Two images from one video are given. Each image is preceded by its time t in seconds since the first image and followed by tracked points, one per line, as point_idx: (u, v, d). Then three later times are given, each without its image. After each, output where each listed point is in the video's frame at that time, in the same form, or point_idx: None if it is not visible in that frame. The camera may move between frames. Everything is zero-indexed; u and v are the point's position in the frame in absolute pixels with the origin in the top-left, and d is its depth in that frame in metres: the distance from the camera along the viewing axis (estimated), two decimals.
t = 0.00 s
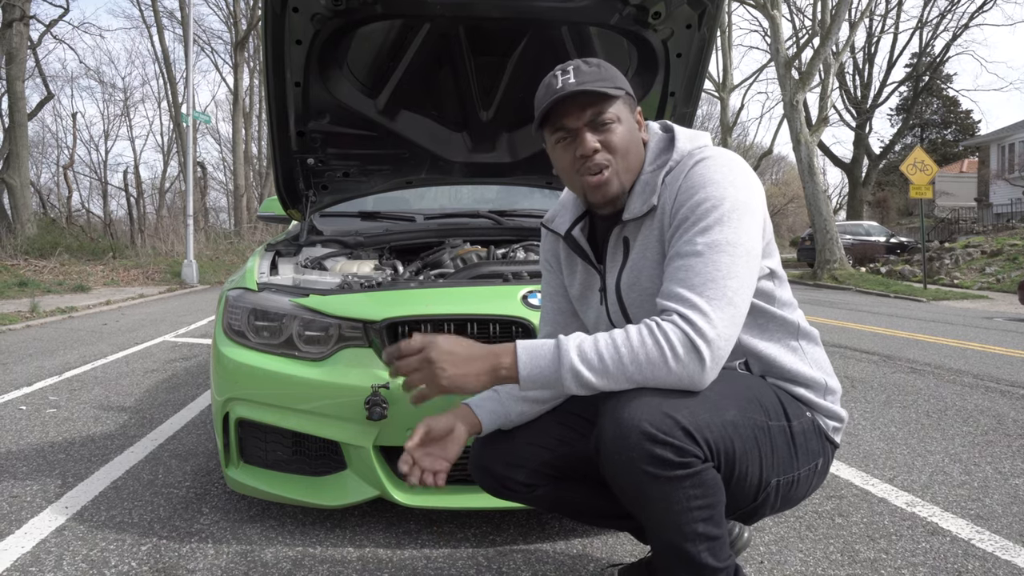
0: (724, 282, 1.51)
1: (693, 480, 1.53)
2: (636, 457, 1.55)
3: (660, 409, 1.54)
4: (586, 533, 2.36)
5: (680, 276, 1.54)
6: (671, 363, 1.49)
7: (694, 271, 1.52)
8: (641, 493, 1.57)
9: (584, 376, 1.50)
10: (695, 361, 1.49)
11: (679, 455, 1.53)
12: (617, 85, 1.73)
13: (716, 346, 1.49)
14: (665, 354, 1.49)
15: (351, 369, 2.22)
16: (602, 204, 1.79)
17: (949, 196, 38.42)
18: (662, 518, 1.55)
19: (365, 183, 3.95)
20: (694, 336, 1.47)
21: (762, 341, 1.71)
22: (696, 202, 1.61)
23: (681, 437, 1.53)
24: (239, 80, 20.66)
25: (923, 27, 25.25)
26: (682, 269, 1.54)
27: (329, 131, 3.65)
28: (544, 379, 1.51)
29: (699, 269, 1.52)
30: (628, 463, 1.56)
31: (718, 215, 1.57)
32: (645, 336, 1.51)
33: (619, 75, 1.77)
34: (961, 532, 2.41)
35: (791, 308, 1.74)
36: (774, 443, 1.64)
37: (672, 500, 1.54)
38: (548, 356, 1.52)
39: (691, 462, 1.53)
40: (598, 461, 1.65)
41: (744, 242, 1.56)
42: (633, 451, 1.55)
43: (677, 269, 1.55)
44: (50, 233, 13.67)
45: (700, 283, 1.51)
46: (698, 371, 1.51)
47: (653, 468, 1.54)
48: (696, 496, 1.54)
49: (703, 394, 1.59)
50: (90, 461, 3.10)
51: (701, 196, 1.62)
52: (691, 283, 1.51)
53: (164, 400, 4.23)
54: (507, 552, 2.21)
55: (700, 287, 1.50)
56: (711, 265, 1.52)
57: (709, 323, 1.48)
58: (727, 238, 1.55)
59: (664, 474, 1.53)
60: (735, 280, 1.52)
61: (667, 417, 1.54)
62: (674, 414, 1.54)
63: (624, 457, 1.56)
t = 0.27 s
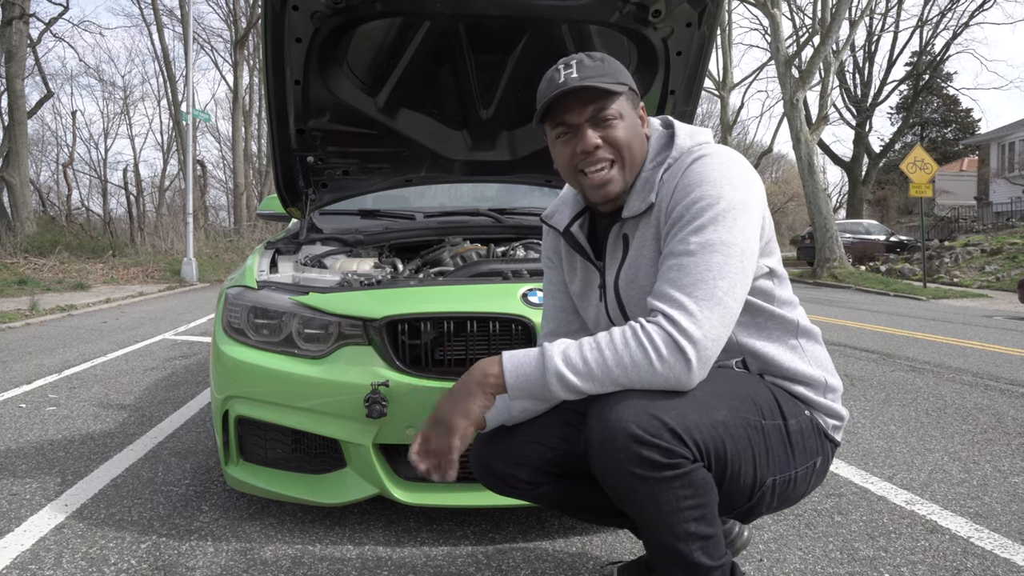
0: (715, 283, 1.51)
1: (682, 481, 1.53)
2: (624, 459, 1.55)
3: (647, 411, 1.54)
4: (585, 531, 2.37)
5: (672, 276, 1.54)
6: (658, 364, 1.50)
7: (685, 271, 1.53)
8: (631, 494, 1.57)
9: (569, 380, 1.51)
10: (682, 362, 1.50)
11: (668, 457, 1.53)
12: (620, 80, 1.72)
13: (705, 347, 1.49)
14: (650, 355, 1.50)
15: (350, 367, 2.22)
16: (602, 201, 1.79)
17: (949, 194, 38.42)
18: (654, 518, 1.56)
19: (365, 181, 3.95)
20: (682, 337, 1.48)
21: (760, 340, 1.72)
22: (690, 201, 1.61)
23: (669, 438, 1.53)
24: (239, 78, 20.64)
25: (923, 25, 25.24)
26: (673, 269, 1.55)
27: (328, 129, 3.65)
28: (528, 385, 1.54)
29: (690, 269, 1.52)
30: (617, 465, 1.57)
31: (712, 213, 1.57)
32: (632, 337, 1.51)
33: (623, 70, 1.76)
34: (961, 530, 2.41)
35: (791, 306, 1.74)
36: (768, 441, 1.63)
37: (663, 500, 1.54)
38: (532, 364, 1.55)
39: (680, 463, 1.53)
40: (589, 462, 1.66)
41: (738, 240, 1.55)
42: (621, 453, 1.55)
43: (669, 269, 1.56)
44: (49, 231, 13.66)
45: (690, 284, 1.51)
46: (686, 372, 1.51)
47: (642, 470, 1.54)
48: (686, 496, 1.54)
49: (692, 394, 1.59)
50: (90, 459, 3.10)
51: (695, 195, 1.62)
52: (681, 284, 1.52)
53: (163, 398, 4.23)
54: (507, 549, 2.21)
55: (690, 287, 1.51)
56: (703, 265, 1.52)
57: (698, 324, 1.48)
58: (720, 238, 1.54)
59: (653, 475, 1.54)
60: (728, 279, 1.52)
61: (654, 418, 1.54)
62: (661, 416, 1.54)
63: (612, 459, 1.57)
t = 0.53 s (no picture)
0: (724, 284, 1.50)
1: (689, 482, 1.53)
2: (632, 460, 1.55)
3: (655, 411, 1.54)
4: (586, 531, 2.36)
5: (680, 277, 1.53)
6: (665, 365, 1.49)
7: (693, 271, 1.52)
8: (636, 495, 1.57)
9: (576, 381, 1.50)
10: (689, 363, 1.49)
11: (675, 458, 1.53)
12: (628, 75, 1.71)
13: (712, 348, 1.49)
14: (658, 355, 1.49)
15: (351, 368, 2.21)
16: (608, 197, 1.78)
17: (950, 193, 38.37)
18: (660, 520, 1.55)
19: (366, 181, 3.95)
20: (689, 338, 1.47)
21: (762, 341, 1.71)
22: (699, 200, 1.61)
23: (676, 439, 1.53)
24: (239, 78, 20.65)
25: (923, 24, 25.22)
26: (681, 270, 1.54)
27: (329, 129, 3.64)
28: (535, 385, 1.52)
29: (698, 269, 1.52)
30: (624, 466, 1.56)
31: (721, 213, 1.57)
32: (639, 337, 1.51)
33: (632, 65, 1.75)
34: (962, 529, 2.41)
35: (793, 306, 1.74)
36: (772, 441, 1.63)
37: (669, 502, 1.54)
38: (540, 361, 1.53)
39: (687, 465, 1.53)
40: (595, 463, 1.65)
41: (746, 241, 1.55)
42: (628, 454, 1.55)
43: (676, 269, 1.55)
44: (50, 231, 13.67)
45: (698, 284, 1.50)
46: (693, 373, 1.50)
47: (649, 471, 1.54)
48: (692, 497, 1.54)
49: (699, 394, 1.58)
50: (90, 459, 3.10)
51: (704, 195, 1.61)
52: (689, 284, 1.51)
53: (164, 398, 4.23)
54: (508, 549, 2.21)
55: (698, 288, 1.50)
56: (711, 265, 1.51)
57: (705, 325, 1.48)
58: (728, 238, 1.54)
59: (660, 477, 1.53)
60: (735, 280, 1.51)
61: (662, 419, 1.53)
62: (669, 417, 1.54)
63: (619, 460, 1.56)
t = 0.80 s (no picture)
0: (733, 283, 1.50)
1: (694, 480, 1.53)
2: (637, 457, 1.55)
3: (661, 409, 1.54)
4: (586, 529, 2.36)
5: (689, 274, 1.53)
6: (673, 363, 1.50)
7: (702, 269, 1.52)
8: (641, 493, 1.57)
9: (584, 375, 1.52)
10: (696, 361, 1.49)
11: (681, 455, 1.53)
12: (631, 76, 1.70)
13: (720, 347, 1.49)
14: (667, 352, 1.49)
15: (351, 366, 2.21)
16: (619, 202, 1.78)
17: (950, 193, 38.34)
18: (665, 517, 1.55)
19: (365, 180, 3.95)
20: (698, 336, 1.47)
21: (764, 339, 1.71)
22: (708, 198, 1.61)
23: (682, 437, 1.53)
24: (239, 77, 20.62)
25: (923, 23, 25.21)
26: (690, 267, 1.54)
27: (329, 128, 3.64)
28: (543, 379, 1.53)
29: (707, 267, 1.52)
30: (629, 463, 1.56)
31: (730, 212, 1.57)
32: (648, 334, 1.51)
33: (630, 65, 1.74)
34: (962, 528, 2.41)
35: (795, 304, 1.74)
36: (776, 439, 1.63)
37: (674, 500, 1.54)
38: (549, 356, 1.54)
39: (692, 462, 1.53)
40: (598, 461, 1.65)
41: (755, 240, 1.55)
42: (633, 451, 1.55)
43: (685, 267, 1.55)
44: (50, 230, 13.66)
45: (708, 282, 1.50)
46: (700, 372, 1.51)
47: (654, 469, 1.54)
48: (697, 495, 1.54)
49: (705, 392, 1.59)
50: (90, 457, 3.10)
51: (713, 193, 1.61)
52: (698, 282, 1.51)
53: (164, 397, 4.23)
54: (508, 548, 2.21)
55: (708, 286, 1.50)
56: (720, 264, 1.51)
57: (714, 323, 1.48)
58: (738, 237, 1.54)
59: (665, 474, 1.53)
60: (744, 279, 1.51)
61: (668, 417, 1.53)
62: (676, 414, 1.54)
63: (624, 458, 1.56)
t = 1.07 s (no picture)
0: (730, 281, 1.50)
1: (692, 479, 1.53)
2: (635, 456, 1.55)
3: (659, 408, 1.54)
4: (587, 528, 2.36)
5: (686, 273, 1.53)
6: (671, 360, 1.50)
7: (700, 268, 1.52)
8: (639, 491, 1.57)
9: (582, 375, 1.52)
10: (694, 359, 1.49)
11: (679, 454, 1.53)
12: (632, 72, 1.70)
13: (717, 345, 1.49)
14: (664, 350, 1.49)
15: (352, 365, 2.21)
16: (613, 195, 1.78)
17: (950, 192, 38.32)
18: (663, 516, 1.55)
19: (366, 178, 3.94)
20: (695, 334, 1.47)
21: (764, 338, 1.71)
22: (706, 197, 1.61)
23: (680, 436, 1.53)
24: (239, 76, 20.60)
25: (924, 22, 25.18)
26: (687, 266, 1.54)
27: (329, 126, 3.64)
28: (542, 377, 1.53)
29: (704, 266, 1.51)
30: (627, 462, 1.56)
31: (728, 211, 1.57)
32: (645, 333, 1.51)
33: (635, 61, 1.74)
34: (963, 527, 2.41)
35: (795, 304, 1.74)
36: (775, 438, 1.63)
37: (672, 498, 1.53)
38: (547, 354, 1.54)
39: (690, 461, 1.53)
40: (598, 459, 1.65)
41: (753, 239, 1.55)
42: (632, 450, 1.55)
43: (683, 266, 1.55)
44: (50, 229, 13.66)
45: (705, 281, 1.50)
46: (697, 370, 1.51)
47: (653, 468, 1.54)
48: (696, 494, 1.53)
49: (703, 391, 1.58)
50: (91, 456, 3.10)
51: (711, 192, 1.61)
52: (695, 280, 1.51)
53: (164, 396, 4.23)
54: (509, 547, 2.20)
55: (705, 284, 1.50)
56: (717, 262, 1.51)
57: (711, 322, 1.48)
58: (735, 235, 1.54)
59: (663, 473, 1.53)
60: (741, 277, 1.51)
61: (666, 416, 1.53)
62: (674, 413, 1.54)
63: (623, 457, 1.56)
